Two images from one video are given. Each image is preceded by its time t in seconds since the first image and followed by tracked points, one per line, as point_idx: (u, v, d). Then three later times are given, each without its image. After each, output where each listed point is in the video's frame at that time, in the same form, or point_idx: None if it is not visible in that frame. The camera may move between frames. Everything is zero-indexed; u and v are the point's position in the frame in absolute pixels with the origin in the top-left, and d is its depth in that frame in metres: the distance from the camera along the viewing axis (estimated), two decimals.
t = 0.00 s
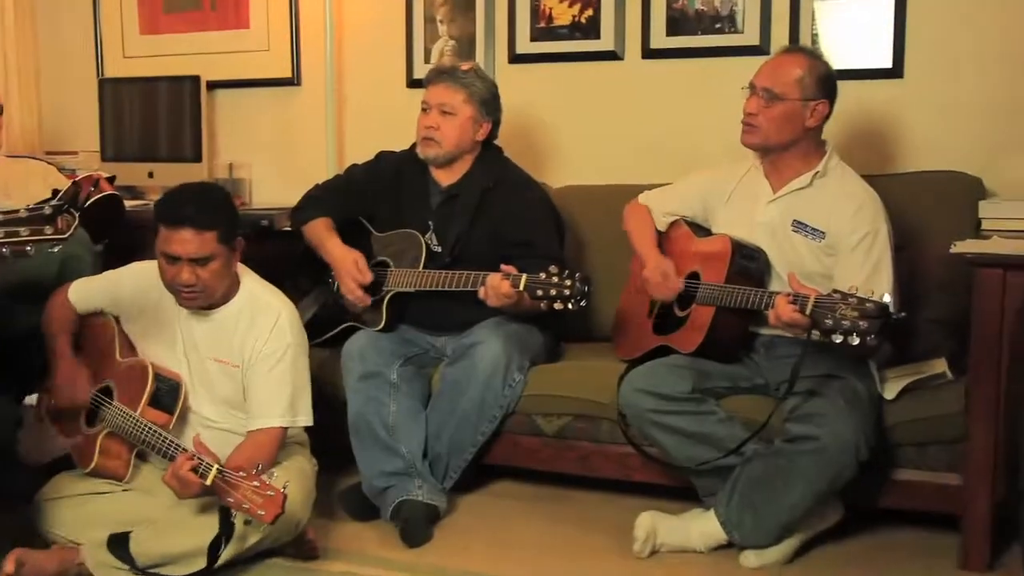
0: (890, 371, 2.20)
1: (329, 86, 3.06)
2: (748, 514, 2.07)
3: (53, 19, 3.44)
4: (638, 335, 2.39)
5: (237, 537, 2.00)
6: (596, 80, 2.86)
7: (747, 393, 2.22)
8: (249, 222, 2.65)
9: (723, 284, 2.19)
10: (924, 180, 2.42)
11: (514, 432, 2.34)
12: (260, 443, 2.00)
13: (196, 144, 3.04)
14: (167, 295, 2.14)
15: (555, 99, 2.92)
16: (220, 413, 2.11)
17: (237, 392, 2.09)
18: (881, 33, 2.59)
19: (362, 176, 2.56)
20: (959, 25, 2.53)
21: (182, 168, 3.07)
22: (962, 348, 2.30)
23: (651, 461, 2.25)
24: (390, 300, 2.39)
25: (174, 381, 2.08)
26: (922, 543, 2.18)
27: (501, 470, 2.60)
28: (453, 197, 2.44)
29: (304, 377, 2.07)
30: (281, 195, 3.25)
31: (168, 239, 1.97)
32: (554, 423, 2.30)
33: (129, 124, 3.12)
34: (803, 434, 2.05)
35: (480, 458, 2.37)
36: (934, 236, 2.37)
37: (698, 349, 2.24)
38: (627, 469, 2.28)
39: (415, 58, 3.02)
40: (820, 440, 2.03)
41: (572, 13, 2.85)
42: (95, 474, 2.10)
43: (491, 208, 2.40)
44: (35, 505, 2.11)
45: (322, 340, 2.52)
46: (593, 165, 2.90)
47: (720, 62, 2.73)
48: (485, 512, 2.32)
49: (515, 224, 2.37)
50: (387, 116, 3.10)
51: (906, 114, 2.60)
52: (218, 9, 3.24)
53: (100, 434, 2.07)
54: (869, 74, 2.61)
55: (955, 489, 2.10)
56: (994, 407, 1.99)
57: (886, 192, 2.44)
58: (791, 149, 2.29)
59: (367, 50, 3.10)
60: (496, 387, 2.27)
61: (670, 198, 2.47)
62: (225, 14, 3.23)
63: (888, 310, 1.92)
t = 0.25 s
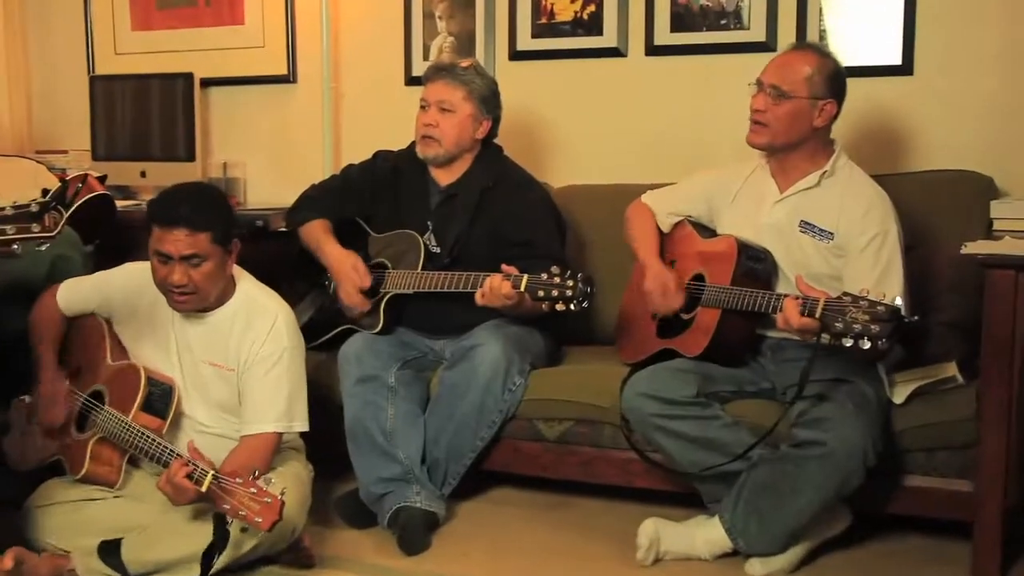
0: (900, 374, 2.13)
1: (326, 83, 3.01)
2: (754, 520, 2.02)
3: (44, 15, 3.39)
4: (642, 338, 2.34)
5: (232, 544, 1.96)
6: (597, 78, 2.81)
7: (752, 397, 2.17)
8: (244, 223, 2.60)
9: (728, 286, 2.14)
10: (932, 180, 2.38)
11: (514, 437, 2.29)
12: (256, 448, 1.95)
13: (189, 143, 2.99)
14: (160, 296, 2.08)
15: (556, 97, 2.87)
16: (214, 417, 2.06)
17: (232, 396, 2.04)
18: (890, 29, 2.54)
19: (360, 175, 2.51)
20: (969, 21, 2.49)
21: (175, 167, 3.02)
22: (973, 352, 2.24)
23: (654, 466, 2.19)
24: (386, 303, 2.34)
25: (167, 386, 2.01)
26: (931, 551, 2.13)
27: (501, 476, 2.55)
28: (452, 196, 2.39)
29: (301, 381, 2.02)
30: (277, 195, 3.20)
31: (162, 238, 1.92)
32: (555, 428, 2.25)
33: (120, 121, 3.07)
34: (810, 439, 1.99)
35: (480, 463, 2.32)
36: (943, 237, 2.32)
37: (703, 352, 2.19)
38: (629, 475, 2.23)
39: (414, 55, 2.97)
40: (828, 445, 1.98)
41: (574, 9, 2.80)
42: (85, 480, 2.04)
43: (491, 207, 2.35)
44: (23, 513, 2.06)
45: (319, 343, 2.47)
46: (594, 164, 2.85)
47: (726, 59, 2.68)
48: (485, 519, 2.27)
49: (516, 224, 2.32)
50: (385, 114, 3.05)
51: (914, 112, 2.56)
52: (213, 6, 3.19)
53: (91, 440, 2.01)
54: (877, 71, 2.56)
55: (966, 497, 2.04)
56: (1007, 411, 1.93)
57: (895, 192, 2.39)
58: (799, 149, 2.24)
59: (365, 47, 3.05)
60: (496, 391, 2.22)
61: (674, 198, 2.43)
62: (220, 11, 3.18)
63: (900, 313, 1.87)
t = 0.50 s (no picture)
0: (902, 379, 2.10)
1: (319, 83, 2.97)
2: (753, 527, 1.98)
3: (32, 13, 3.35)
4: (636, 345, 2.29)
5: (217, 550, 1.89)
6: (594, 77, 2.78)
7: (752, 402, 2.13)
8: (235, 224, 2.56)
9: (723, 288, 2.11)
10: (933, 181, 2.35)
11: (509, 443, 2.25)
12: (245, 453, 1.90)
13: (179, 144, 2.95)
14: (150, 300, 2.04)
15: (551, 97, 2.83)
16: (205, 424, 2.02)
17: (224, 402, 2.00)
18: (890, 28, 2.51)
19: (353, 176, 2.47)
20: (970, 20, 2.46)
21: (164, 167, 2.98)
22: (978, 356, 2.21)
23: (652, 472, 2.16)
24: (379, 306, 2.31)
25: (156, 390, 1.97)
26: (934, 557, 2.10)
27: (496, 481, 2.52)
28: (445, 200, 2.36)
29: (293, 387, 1.98)
30: (268, 196, 3.16)
31: (156, 244, 1.87)
32: (551, 433, 2.22)
33: (109, 121, 3.03)
34: (811, 444, 1.96)
35: (475, 469, 2.28)
36: (944, 238, 2.29)
37: (699, 356, 2.15)
38: (626, 480, 2.20)
39: (407, 54, 2.94)
40: (829, 450, 1.94)
41: (570, 7, 2.77)
42: (73, 485, 2.01)
43: (487, 209, 2.32)
44: (8, 520, 2.01)
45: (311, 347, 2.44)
46: (590, 164, 2.82)
47: (724, 58, 2.65)
48: (480, 525, 2.24)
49: (511, 226, 2.29)
50: (378, 114, 3.01)
51: (915, 112, 2.53)
52: (204, 4, 3.15)
53: (78, 444, 1.98)
54: (876, 70, 2.53)
55: (970, 502, 2.00)
56: (1009, 416, 1.89)
57: (895, 193, 2.36)
58: (790, 151, 2.21)
59: (358, 46, 3.01)
60: (491, 396, 2.18)
61: (670, 200, 2.39)
62: (211, 9, 3.14)
63: (897, 308, 1.83)
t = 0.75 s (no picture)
0: (897, 384, 2.07)
1: (306, 84, 2.93)
2: (747, 534, 1.95)
3: (15, 12, 3.30)
4: (630, 351, 2.26)
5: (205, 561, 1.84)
6: (585, 78, 2.75)
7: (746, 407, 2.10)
8: (221, 227, 2.52)
9: (714, 291, 2.07)
10: (927, 183, 2.32)
11: (500, 449, 2.22)
12: (227, 461, 1.86)
13: (164, 145, 2.91)
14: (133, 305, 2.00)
15: (541, 98, 2.80)
16: (189, 431, 1.98)
17: (208, 409, 1.96)
18: (884, 28, 2.49)
19: (341, 178, 2.44)
20: (964, 20, 2.44)
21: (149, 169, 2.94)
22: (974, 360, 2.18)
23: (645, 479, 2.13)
24: (369, 310, 2.27)
25: (140, 397, 1.94)
26: (930, 565, 2.07)
27: (487, 488, 2.48)
28: (434, 205, 2.32)
29: (278, 392, 1.94)
30: (255, 198, 3.12)
31: (135, 246, 1.83)
32: (542, 439, 2.18)
33: (93, 122, 2.99)
34: (806, 449, 1.93)
35: (466, 475, 2.24)
36: (939, 241, 2.27)
37: (691, 361, 2.12)
38: (619, 487, 2.16)
39: (396, 55, 2.90)
40: (825, 456, 1.91)
41: (561, 7, 2.74)
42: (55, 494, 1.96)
43: (476, 212, 2.29)
44: None
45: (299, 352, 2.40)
46: (582, 166, 2.79)
47: (716, 59, 2.62)
48: (470, 532, 2.20)
49: (500, 230, 2.26)
50: (366, 115, 2.98)
51: (909, 113, 2.50)
52: (189, 3, 3.11)
53: (61, 453, 1.93)
54: (869, 71, 2.51)
55: (967, 508, 1.98)
56: (1007, 420, 1.86)
57: (889, 196, 2.33)
58: (772, 150, 2.19)
59: (346, 47, 2.97)
60: (482, 402, 2.15)
61: (660, 203, 2.36)
62: (197, 8, 3.10)
63: (890, 305, 1.80)
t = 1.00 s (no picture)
0: (888, 389, 2.08)
1: (297, 88, 2.93)
2: (739, 538, 1.95)
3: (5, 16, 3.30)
4: (622, 357, 2.26)
5: (196, 563, 1.84)
6: (576, 83, 2.75)
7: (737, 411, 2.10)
8: (212, 232, 2.51)
9: (705, 294, 2.07)
10: (916, 187, 2.33)
11: (492, 454, 2.22)
12: (221, 464, 1.86)
13: (154, 150, 2.90)
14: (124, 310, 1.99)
15: (533, 103, 2.80)
16: (181, 436, 1.97)
17: (200, 414, 1.95)
18: (875, 33, 2.50)
19: (333, 183, 2.43)
20: (954, 26, 2.45)
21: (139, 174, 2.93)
22: (964, 365, 2.18)
23: (637, 483, 2.13)
24: (361, 315, 2.28)
25: (131, 401, 1.92)
26: (921, 569, 2.07)
27: (480, 493, 2.48)
28: (429, 208, 2.32)
29: (270, 397, 1.94)
30: (246, 204, 3.11)
31: (131, 251, 1.83)
32: (534, 444, 2.18)
33: (82, 126, 2.98)
34: (797, 454, 1.93)
35: (458, 480, 2.24)
36: (929, 247, 2.28)
37: (683, 364, 2.10)
38: (610, 492, 2.16)
39: (388, 60, 2.90)
40: (815, 460, 1.92)
41: (552, 12, 2.74)
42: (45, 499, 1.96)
43: (468, 216, 2.29)
44: None
45: (290, 357, 2.39)
46: (573, 171, 2.79)
47: (708, 64, 2.62)
48: (461, 538, 2.20)
49: (492, 234, 2.26)
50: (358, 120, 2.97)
51: (899, 119, 2.51)
52: (180, 7, 3.11)
53: (50, 458, 1.93)
54: (859, 76, 2.51)
55: (957, 512, 1.98)
56: (997, 424, 1.87)
57: (880, 200, 2.34)
58: (761, 154, 2.20)
59: (337, 51, 2.97)
60: (474, 407, 2.15)
61: (652, 209, 2.36)
62: (188, 13, 3.10)
63: (880, 305, 1.81)
